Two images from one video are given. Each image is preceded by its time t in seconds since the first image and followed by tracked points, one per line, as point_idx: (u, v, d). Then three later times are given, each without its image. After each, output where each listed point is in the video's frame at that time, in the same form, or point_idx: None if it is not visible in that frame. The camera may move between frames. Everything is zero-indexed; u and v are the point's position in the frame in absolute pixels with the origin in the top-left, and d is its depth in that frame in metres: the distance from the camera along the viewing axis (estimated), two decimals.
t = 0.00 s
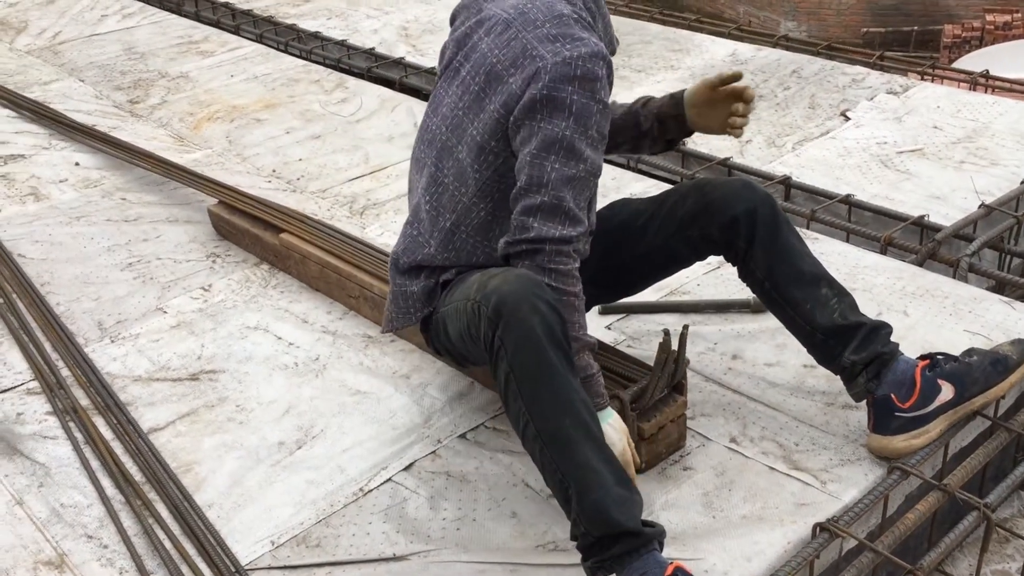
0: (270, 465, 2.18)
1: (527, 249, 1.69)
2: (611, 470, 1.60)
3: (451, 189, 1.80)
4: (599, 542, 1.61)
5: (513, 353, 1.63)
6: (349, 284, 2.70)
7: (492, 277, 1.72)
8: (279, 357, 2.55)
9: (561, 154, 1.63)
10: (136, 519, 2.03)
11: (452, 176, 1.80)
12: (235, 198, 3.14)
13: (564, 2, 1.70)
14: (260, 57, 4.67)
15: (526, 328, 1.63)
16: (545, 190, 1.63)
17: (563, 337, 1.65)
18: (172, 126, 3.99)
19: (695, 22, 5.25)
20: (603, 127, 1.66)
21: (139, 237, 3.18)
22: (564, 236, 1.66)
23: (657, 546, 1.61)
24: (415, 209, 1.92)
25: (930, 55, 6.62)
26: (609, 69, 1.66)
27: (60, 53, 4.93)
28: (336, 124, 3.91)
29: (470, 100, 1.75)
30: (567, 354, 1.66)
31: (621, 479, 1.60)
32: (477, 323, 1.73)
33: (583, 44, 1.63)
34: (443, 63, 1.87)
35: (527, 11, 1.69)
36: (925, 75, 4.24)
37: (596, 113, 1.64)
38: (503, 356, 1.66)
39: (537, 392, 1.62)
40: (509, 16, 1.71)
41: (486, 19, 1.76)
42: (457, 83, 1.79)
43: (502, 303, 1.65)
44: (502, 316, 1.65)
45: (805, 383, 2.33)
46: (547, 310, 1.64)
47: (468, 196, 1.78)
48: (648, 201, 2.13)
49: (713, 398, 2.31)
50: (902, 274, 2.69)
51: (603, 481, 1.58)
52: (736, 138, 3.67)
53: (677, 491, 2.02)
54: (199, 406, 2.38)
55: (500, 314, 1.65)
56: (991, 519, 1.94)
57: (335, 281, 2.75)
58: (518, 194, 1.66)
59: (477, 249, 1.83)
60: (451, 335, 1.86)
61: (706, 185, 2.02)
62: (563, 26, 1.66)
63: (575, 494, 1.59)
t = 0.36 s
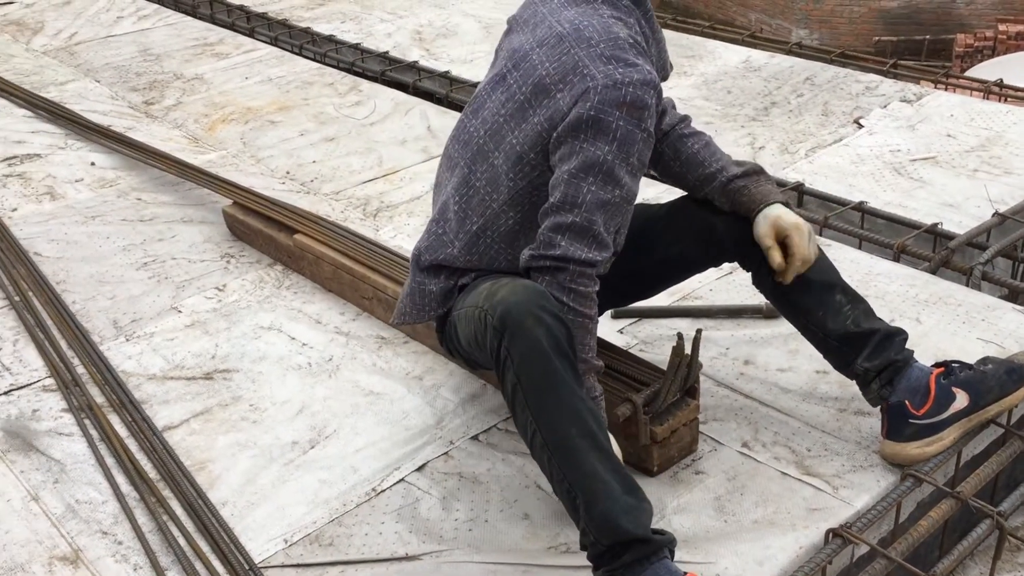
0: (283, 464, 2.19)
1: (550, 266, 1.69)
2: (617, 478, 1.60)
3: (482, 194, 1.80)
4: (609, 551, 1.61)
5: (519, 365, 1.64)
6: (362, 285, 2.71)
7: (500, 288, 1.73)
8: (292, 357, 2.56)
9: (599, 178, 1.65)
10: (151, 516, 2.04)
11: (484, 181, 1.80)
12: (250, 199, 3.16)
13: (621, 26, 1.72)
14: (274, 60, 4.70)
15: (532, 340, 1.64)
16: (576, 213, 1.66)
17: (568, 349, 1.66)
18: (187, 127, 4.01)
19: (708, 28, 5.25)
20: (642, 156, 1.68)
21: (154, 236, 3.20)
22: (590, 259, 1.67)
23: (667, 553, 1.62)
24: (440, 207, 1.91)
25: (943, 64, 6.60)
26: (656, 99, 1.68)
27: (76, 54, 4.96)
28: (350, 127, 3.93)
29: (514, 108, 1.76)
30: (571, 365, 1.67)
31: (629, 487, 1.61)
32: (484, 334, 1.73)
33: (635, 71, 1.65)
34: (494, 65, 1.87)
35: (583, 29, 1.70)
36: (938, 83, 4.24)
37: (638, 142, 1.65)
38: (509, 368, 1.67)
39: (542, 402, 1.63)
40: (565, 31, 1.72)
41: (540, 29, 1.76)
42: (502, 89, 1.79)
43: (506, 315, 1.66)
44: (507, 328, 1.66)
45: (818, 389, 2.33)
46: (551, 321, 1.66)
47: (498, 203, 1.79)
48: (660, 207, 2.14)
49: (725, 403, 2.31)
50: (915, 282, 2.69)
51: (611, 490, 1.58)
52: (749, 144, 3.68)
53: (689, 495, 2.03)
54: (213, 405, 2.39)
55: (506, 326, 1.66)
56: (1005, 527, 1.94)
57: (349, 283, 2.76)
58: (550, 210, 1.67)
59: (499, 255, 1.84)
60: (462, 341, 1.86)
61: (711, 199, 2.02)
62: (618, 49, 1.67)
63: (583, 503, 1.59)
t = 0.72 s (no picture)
0: (284, 464, 2.19)
1: (555, 258, 1.69)
2: (621, 479, 1.61)
3: (487, 189, 1.81)
4: (612, 551, 1.61)
5: (525, 362, 1.65)
6: (365, 286, 2.72)
7: (505, 286, 1.74)
8: (294, 358, 2.57)
9: (605, 169, 1.65)
10: (152, 516, 2.04)
11: (489, 177, 1.81)
12: (253, 200, 3.17)
13: (626, 20, 1.73)
14: (277, 61, 4.71)
15: (537, 337, 1.64)
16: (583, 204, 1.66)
17: (575, 348, 1.66)
18: (190, 128, 4.02)
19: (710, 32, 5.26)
20: (647, 148, 1.68)
21: (157, 236, 3.21)
22: (595, 250, 1.67)
23: (670, 555, 1.62)
24: (443, 204, 1.92)
25: (945, 69, 6.61)
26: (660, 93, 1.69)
27: (80, 54, 4.97)
28: (353, 128, 3.94)
29: (519, 103, 1.76)
30: (578, 364, 1.67)
31: (633, 488, 1.61)
32: (490, 331, 1.74)
33: (640, 64, 1.66)
34: (499, 64, 1.88)
35: (588, 23, 1.71)
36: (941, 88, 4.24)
37: (643, 133, 1.66)
38: (515, 365, 1.67)
39: (548, 401, 1.63)
40: (569, 25, 1.72)
41: (545, 25, 1.77)
42: (507, 85, 1.80)
43: (513, 313, 1.67)
44: (514, 326, 1.67)
45: (818, 393, 2.34)
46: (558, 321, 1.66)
47: (503, 197, 1.79)
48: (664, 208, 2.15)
49: (726, 406, 2.31)
50: (916, 287, 2.69)
51: (615, 490, 1.59)
52: (751, 148, 3.68)
53: (689, 497, 2.03)
54: (215, 405, 2.40)
55: (512, 324, 1.67)
56: (1004, 532, 1.94)
57: (351, 283, 2.77)
58: (555, 201, 1.68)
59: (503, 250, 1.84)
60: (466, 339, 1.86)
61: (716, 199, 2.05)
62: (623, 42, 1.67)
63: (587, 503, 1.60)
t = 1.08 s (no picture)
0: (277, 470, 2.19)
1: (547, 263, 1.69)
2: (612, 485, 1.61)
3: (480, 194, 1.81)
4: (603, 557, 1.62)
5: (516, 368, 1.65)
6: (358, 291, 2.72)
7: (498, 293, 1.74)
8: (287, 363, 2.57)
9: (597, 175, 1.65)
10: (145, 522, 2.04)
11: (483, 183, 1.81)
12: (246, 205, 3.17)
13: (619, 28, 1.73)
14: (271, 66, 4.71)
15: (528, 344, 1.64)
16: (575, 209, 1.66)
17: (566, 354, 1.66)
18: (184, 133, 4.02)
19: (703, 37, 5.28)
20: (639, 155, 1.69)
21: (150, 242, 3.21)
22: (588, 256, 1.67)
23: (662, 561, 1.62)
24: (436, 209, 1.92)
25: (938, 74, 6.63)
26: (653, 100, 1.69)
27: (74, 59, 4.97)
28: (346, 133, 3.94)
29: (512, 109, 1.77)
30: (569, 370, 1.67)
31: (624, 494, 1.61)
32: (482, 338, 1.74)
33: (634, 70, 1.66)
34: (492, 70, 1.88)
35: (582, 30, 1.71)
36: (933, 94, 4.26)
37: (636, 139, 1.66)
38: (506, 372, 1.67)
39: (538, 408, 1.63)
40: (563, 32, 1.72)
41: (539, 31, 1.78)
42: (501, 91, 1.80)
43: (504, 321, 1.67)
44: (505, 333, 1.67)
45: (811, 398, 2.34)
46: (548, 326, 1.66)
47: (497, 203, 1.80)
48: (658, 214, 2.14)
49: (718, 411, 2.32)
50: (908, 292, 2.70)
51: (606, 497, 1.59)
52: (743, 153, 3.69)
53: (681, 503, 2.03)
54: (208, 411, 2.39)
55: (503, 331, 1.67)
56: (995, 537, 1.94)
57: (345, 289, 2.77)
58: (548, 207, 1.68)
59: (496, 256, 1.84)
60: (458, 345, 1.87)
61: (709, 205, 2.03)
62: (616, 49, 1.68)
63: (577, 510, 1.60)
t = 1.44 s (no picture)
0: (266, 465, 2.18)
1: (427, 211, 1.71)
2: (576, 489, 1.61)
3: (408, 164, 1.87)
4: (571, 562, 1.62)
5: (470, 379, 1.64)
6: (346, 284, 2.70)
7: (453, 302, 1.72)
8: (275, 358, 2.55)
9: (467, 125, 1.68)
10: (132, 519, 2.03)
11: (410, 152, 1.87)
12: (233, 200, 3.14)
13: None
14: (258, 59, 4.68)
15: (481, 356, 1.63)
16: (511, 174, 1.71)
17: (522, 362, 1.65)
18: (170, 127, 3.99)
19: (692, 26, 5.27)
20: (516, 110, 1.69)
21: (137, 237, 3.18)
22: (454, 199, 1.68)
23: (632, 558, 1.62)
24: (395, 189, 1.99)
25: (927, 61, 6.63)
26: (538, 60, 1.71)
27: (59, 53, 4.94)
28: (334, 126, 3.92)
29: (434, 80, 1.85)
30: (526, 377, 1.65)
31: (587, 496, 1.61)
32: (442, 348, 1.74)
33: (516, 32, 1.70)
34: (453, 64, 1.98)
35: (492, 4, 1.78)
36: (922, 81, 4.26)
37: (507, 95, 1.68)
38: (463, 383, 1.66)
39: (496, 417, 1.63)
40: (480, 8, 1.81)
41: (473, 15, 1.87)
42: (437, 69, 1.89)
43: (456, 332, 1.65)
44: (458, 345, 1.65)
45: (800, 387, 2.34)
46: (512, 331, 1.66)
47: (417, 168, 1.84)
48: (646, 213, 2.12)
49: (708, 401, 2.31)
50: (898, 279, 2.70)
51: (568, 503, 1.59)
52: (733, 142, 3.68)
53: (671, 493, 2.03)
54: (196, 407, 2.38)
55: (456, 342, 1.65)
56: (984, 523, 1.94)
57: (333, 282, 2.75)
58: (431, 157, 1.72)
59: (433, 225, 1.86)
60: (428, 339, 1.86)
61: (717, 192, 2.06)
62: (509, 15, 1.74)
63: (542, 517, 1.60)
